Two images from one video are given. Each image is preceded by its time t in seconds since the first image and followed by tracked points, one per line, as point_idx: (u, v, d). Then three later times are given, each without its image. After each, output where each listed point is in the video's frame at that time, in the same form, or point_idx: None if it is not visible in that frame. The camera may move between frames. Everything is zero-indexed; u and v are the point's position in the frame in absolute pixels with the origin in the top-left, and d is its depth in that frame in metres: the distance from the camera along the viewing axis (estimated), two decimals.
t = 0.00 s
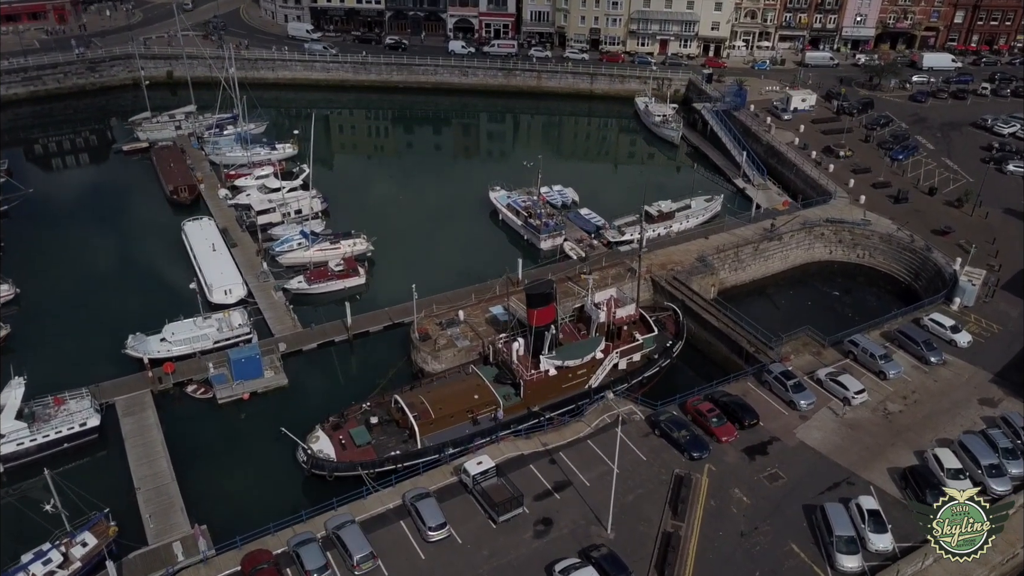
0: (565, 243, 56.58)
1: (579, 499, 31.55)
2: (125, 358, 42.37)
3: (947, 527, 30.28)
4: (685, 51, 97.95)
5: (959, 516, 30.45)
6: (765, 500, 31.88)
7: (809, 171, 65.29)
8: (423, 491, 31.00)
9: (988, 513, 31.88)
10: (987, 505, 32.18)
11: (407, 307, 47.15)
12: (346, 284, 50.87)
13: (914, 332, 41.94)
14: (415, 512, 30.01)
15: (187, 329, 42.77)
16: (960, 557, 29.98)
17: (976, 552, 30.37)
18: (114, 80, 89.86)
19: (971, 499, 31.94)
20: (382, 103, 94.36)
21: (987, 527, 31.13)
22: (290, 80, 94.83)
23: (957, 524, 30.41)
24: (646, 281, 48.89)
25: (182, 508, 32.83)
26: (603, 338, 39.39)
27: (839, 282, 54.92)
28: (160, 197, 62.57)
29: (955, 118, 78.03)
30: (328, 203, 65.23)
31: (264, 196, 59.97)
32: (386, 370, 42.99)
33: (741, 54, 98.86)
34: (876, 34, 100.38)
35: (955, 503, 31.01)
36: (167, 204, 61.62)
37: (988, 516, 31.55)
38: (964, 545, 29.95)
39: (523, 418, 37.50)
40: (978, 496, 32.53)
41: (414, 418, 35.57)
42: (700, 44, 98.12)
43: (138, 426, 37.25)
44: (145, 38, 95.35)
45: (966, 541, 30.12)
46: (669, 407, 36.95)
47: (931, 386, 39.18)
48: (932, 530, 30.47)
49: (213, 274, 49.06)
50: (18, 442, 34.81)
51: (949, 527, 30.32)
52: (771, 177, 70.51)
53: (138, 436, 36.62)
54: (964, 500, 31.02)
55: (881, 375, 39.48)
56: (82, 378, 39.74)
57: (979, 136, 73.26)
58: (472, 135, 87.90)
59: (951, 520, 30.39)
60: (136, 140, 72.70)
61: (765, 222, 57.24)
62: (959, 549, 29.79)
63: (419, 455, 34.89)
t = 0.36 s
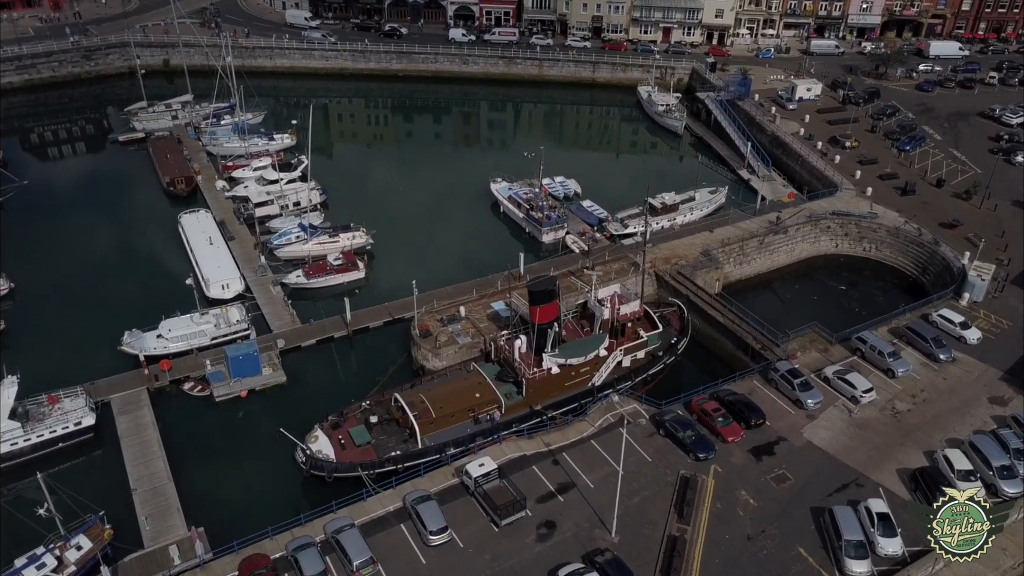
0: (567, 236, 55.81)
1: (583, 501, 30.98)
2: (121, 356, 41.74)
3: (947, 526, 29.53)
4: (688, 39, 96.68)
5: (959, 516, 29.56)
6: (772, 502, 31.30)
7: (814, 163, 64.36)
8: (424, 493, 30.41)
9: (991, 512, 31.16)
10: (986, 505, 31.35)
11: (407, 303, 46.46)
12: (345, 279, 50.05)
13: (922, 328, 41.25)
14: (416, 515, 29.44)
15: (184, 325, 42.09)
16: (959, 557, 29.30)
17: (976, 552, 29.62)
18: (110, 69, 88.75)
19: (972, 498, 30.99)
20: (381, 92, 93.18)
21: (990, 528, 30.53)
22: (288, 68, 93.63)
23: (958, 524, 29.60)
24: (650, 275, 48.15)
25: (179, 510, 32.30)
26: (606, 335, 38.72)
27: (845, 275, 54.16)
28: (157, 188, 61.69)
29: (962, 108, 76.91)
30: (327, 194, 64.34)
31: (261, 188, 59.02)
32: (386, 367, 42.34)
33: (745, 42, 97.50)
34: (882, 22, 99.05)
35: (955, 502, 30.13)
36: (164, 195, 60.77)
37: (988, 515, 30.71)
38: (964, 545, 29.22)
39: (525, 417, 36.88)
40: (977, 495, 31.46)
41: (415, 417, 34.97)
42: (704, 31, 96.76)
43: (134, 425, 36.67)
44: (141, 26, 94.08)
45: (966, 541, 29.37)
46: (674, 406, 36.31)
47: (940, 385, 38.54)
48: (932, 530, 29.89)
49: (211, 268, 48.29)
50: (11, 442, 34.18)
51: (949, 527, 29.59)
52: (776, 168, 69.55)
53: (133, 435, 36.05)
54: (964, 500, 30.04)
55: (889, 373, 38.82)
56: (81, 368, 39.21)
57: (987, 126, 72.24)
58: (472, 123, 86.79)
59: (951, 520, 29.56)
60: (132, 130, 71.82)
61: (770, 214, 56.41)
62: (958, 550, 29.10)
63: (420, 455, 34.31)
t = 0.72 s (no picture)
0: (570, 229, 55.02)
1: (587, 505, 30.39)
2: (116, 354, 41.10)
3: (947, 527, 28.21)
4: (692, 27, 95.34)
5: (959, 516, 27.83)
6: (780, 505, 30.70)
7: (820, 154, 63.42)
8: (425, 497, 29.80)
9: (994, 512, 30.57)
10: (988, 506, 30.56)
11: (407, 299, 45.75)
12: (345, 274, 49.25)
13: (932, 326, 40.52)
14: (417, 520, 28.85)
15: (180, 323, 41.34)
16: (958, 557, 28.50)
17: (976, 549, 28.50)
18: (105, 57, 87.46)
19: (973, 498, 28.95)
20: (381, 81, 91.96)
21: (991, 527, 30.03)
22: (287, 57, 92.38)
23: (958, 523, 28.12)
24: (654, 271, 47.39)
25: (175, 513, 31.72)
26: (610, 333, 38.00)
27: (852, 270, 53.41)
28: (154, 180, 60.85)
29: (970, 97, 75.79)
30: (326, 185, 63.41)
31: (259, 180, 58.09)
32: (387, 364, 41.66)
33: (750, 30, 96.05)
34: (888, 9, 97.58)
35: (956, 502, 28.11)
36: (160, 188, 59.92)
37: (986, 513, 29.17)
38: (965, 546, 28.09)
39: (528, 417, 36.22)
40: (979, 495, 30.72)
41: (416, 418, 34.33)
42: (708, 19, 95.36)
43: (131, 424, 36.07)
44: (137, 15, 92.71)
45: (967, 540, 28.15)
46: (679, 406, 35.67)
47: (950, 383, 37.87)
48: (934, 529, 28.58)
49: (208, 263, 47.53)
50: (5, 442, 33.47)
51: (949, 527, 28.22)
52: (781, 159, 68.59)
53: (130, 435, 35.45)
54: (965, 498, 28.04)
55: (898, 372, 38.13)
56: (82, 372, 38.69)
57: (995, 117, 71.17)
58: (473, 112, 85.62)
59: (951, 521, 28.04)
60: (128, 121, 70.85)
61: (776, 208, 55.55)
62: (959, 551, 28.10)
63: (421, 456, 33.67)
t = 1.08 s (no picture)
0: (572, 223, 54.23)
1: (591, 509, 29.80)
2: (113, 351, 40.46)
3: (947, 526, 27.89)
4: (696, 14, 93.99)
5: (959, 516, 27.58)
6: (788, 509, 30.12)
7: (826, 145, 62.51)
8: (426, 501, 29.19)
9: (994, 512, 29.99)
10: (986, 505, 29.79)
11: (407, 294, 45.06)
12: (344, 268, 48.39)
13: (942, 323, 39.76)
14: (418, 525, 28.26)
15: (177, 319, 40.63)
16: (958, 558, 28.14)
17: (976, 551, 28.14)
18: (101, 45, 86.16)
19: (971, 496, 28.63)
20: (380, 70, 90.73)
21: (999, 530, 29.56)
22: (285, 45, 91.09)
23: (958, 523, 27.86)
24: (658, 265, 46.62)
25: (172, 516, 31.14)
26: (615, 331, 37.27)
27: (858, 264, 52.64)
28: (150, 172, 59.93)
29: (978, 87, 74.63)
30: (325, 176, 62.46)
31: (257, 172, 57.17)
32: (387, 362, 40.99)
33: (754, 17, 94.61)
34: None
35: (956, 502, 27.88)
36: (157, 180, 59.01)
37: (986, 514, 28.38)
38: (964, 546, 27.68)
39: (531, 416, 35.55)
40: (978, 495, 30.17)
41: (416, 418, 33.70)
42: (712, 6, 93.98)
43: (127, 424, 35.49)
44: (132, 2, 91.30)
45: (967, 541, 27.76)
46: (685, 406, 35.01)
47: (961, 382, 37.19)
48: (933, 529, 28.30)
49: (205, 258, 46.75)
50: None
51: (949, 527, 27.92)
52: (787, 150, 67.60)
53: (126, 435, 34.86)
54: (965, 498, 27.82)
55: (907, 371, 37.46)
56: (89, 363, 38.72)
57: (1004, 107, 70.12)
58: (474, 101, 84.44)
59: (951, 520, 27.76)
60: (124, 110, 69.75)
61: (782, 201, 54.71)
62: (959, 550, 27.79)
63: (422, 458, 33.04)
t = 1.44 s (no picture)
0: (576, 216, 53.40)
1: (596, 513, 29.21)
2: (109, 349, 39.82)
3: (947, 526, 25.83)
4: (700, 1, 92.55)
5: (959, 516, 25.38)
6: (797, 513, 29.53)
7: (833, 136, 61.55)
8: (428, 506, 28.59)
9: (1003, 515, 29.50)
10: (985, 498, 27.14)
11: (408, 290, 44.34)
12: (343, 263, 47.63)
13: (953, 320, 39.02)
14: (420, 530, 27.64)
15: (174, 316, 39.93)
16: (955, 556, 26.89)
17: (976, 549, 26.55)
18: (96, 33, 85.00)
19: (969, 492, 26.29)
20: (379, 57, 89.45)
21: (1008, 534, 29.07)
22: (283, 32, 89.80)
23: (958, 523, 25.87)
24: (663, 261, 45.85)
25: (169, 519, 30.58)
26: (619, 329, 36.54)
27: (866, 257, 51.85)
28: (147, 164, 59.03)
29: (987, 75, 73.42)
30: (324, 167, 61.52)
31: (255, 164, 56.27)
32: (387, 359, 40.33)
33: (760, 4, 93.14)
34: None
35: (955, 502, 25.25)
36: (154, 172, 58.12)
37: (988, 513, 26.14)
38: (964, 546, 26.00)
39: (534, 416, 34.92)
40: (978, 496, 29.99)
41: (417, 419, 33.05)
42: None
43: (123, 424, 34.89)
44: None
45: (967, 540, 26.16)
46: (691, 406, 34.36)
47: (972, 381, 36.50)
48: (931, 529, 25.93)
49: (202, 252, 45.97)
50: None
51: (949, 526, 25.94)
52: (793, 140, 66.59)
53: (121, 436, 34.27)
54: (965, 497, 25.28)
55: (917, 370, 36.77)
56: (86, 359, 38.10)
57: (1014, 96, 68.95)
58: (475, 89, 83.21)
59: (951, 520, 25.63)
60: (120, 100, 68.73)
61: (789, 193, 53.84)
62: (958, 549, 26.19)
63: (424, 459, 32.43)
